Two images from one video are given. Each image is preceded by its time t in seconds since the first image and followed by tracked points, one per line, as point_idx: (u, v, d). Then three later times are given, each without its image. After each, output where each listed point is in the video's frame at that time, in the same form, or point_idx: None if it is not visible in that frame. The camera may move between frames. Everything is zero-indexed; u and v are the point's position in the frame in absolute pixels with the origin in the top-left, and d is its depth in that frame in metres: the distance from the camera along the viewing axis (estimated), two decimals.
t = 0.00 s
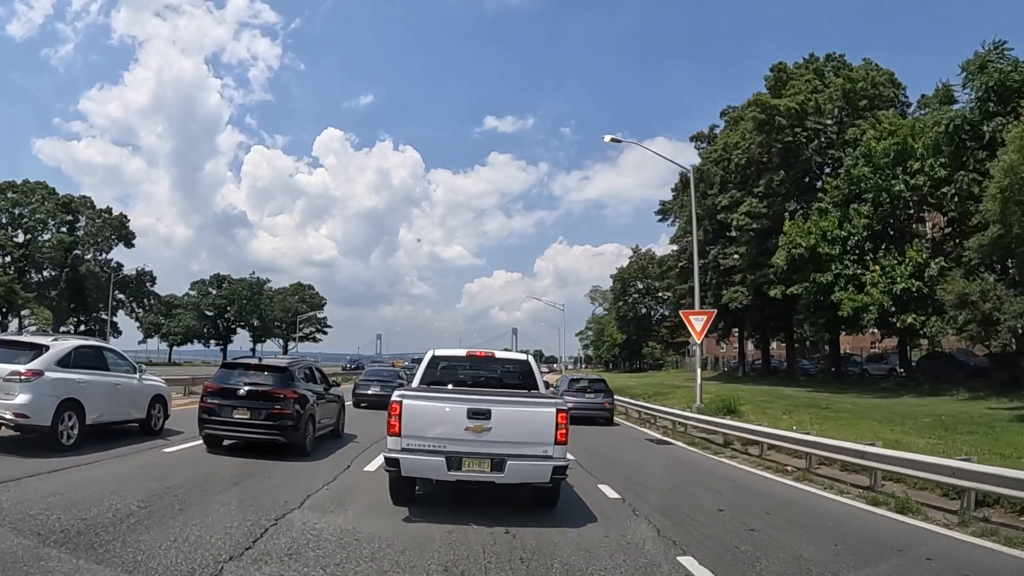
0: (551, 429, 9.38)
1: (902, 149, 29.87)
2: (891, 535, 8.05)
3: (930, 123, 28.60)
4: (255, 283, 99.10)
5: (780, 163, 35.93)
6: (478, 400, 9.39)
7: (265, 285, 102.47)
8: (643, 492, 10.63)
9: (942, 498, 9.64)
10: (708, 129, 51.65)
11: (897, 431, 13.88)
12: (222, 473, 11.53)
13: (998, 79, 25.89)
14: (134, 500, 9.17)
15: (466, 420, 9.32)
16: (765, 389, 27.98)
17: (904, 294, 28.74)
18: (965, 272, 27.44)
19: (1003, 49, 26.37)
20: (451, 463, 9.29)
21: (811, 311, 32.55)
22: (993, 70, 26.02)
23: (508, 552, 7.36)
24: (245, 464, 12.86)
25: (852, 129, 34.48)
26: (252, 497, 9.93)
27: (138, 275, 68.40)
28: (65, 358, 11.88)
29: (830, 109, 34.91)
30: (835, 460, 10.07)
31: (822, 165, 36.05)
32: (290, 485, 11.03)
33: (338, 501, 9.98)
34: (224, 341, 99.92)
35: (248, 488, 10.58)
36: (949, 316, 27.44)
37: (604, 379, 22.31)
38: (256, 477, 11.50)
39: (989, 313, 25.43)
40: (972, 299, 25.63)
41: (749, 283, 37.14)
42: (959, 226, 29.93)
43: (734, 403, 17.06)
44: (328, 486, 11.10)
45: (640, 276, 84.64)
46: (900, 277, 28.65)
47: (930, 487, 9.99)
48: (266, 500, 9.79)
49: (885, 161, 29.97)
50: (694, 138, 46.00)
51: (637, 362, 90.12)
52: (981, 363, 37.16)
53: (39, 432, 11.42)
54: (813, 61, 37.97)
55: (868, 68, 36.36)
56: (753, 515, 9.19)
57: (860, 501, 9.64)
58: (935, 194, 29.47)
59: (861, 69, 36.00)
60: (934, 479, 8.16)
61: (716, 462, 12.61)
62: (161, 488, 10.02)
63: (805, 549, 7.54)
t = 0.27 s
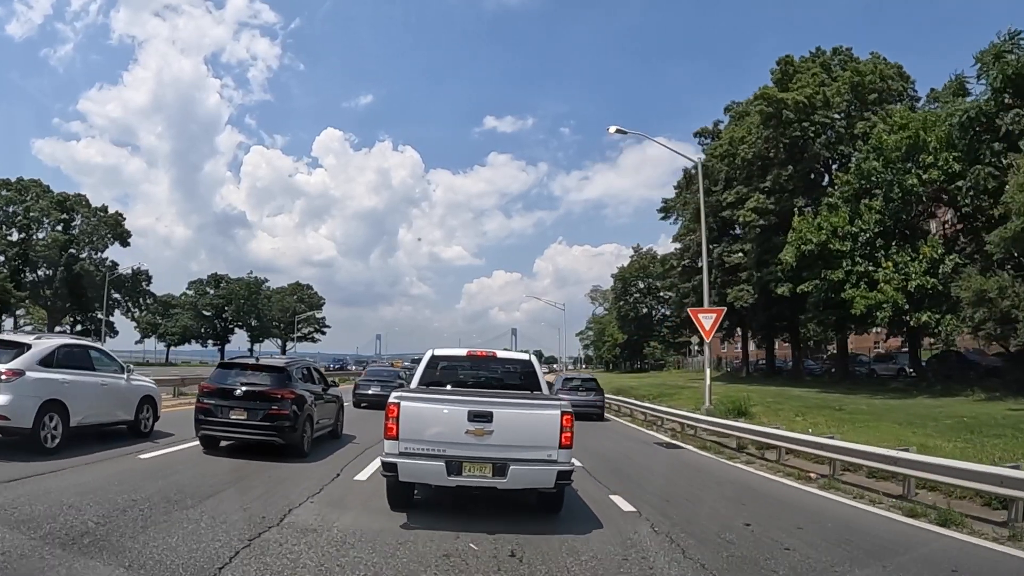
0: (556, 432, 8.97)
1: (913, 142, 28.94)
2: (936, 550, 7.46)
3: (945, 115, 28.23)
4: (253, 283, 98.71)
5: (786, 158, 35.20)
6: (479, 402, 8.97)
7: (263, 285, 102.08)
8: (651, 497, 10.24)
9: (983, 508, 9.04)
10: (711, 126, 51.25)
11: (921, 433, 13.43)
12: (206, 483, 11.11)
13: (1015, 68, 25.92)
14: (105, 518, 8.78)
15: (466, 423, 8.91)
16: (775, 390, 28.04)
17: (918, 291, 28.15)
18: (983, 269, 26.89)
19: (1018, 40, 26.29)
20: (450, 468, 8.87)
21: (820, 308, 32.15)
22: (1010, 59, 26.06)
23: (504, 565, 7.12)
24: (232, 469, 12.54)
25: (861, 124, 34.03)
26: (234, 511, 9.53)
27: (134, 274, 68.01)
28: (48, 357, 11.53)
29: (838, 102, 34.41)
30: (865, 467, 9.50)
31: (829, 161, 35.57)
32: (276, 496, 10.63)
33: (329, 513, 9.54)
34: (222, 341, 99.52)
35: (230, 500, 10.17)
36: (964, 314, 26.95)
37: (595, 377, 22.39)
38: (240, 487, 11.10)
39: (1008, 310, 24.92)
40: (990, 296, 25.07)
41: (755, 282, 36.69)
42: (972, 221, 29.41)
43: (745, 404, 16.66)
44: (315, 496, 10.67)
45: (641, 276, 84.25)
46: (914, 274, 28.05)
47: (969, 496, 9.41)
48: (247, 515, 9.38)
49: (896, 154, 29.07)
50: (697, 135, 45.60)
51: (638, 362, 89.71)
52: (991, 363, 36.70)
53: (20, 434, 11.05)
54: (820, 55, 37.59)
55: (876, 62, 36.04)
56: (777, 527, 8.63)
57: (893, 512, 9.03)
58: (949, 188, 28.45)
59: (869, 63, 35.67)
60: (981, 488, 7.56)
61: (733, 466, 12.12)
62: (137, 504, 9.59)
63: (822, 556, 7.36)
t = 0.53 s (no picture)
0: (561, 435, 8.59)
1: (925, 136, 28.32)
2: (979, 561, 6.89)
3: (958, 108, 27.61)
4: (251, 283, 98.33)
5: (792, 154, 35.33)
6: (480, 403, 8.59)
7: (261, 285, 101.70)
8: (653, 499, 9.94)
9: None
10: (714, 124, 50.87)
11: (943, 437, 13.04)
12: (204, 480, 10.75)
13: None
14: (100, 513, 8.41)
15: (467, 425, 8.52)
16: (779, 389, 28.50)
17: (933, 288, 27.72)
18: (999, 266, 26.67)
19: None
20: (451, 472, 8.48)
21: (829, 306, 31.80)
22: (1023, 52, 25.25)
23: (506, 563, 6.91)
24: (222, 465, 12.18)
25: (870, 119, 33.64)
26: (233, 508, 9.14)
27: (129, 274, 67.62)
28: (32, 357, 11.22)
29: (847, 96, 34.09)
30: (892, 473, 9.01)
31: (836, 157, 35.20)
32: (276, 493, 10.26)
33: (330, 513, 9.15)
34: (220, 341, 99.13)
35: (230, 497, 9.78)
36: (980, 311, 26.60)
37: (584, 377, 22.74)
38: (240, 484, 10.72)
39: None
40: (1008, 293, 24.57)
41: (761, 279, 36.37)
42: (986, 215, 29.01)
43: (756, 406, 16.31)
44: (317, 494, 10.29)
45: (642, 276, 83.87)
46: (928, 270, 27.77)
47: (1010, 505, 8.78)
48: (247, 512, 8.99)
49: (907, 149, 28.55)
50: (700, 131, 45.23)
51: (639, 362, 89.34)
52: (1001, 362, 36.27)
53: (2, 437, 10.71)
54: (827, 48, 37.28)
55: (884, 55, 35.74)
56: (801, 529, 8.14)
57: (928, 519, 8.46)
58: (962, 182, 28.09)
59: (877, 56, 35.36)
60: None
61: (751, 471, 11.73)
62: (133, 499, 9.21)
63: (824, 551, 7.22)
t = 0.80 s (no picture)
0: (566, 438, 8.24)
1: (937, 130, 27.76)
2: None
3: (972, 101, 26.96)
4: (249, 283, 98.01)
5: (798, 150, 34.89)
6: (482, 405, 8.25)
7: (259, 285, 101.39)
8: (656, 501, 9.74)
9: None
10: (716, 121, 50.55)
11: (967, 440, 12.67)
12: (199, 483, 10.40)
13: None
14: (95, 518, 8.07)
15: (469, 428, 8.18)
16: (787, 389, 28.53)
17: (947, 285, 27.03)
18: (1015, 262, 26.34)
19: None
20: (451, 476, 8.13)
21: (837, 303, 31.52)
22: None
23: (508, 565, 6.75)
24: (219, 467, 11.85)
25: (879, 115, 33.41)
26: (230, 511, 8.82)
27: (126, 273, 67.28)
28: (17, 357, 10.94)
29: (853, 90, 33.85)
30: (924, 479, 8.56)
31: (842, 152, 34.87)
32: (273, 494, 9.92)
33: (331, 516, 8.82)
34: (218, 341, 98.79)
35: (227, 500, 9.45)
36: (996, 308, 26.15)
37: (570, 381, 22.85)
38: (237, 486, 10.39)
39: None
40: None
41: (768, 278, 35.99)
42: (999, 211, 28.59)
43: (767, 407, 15.98)
44: (316, 495, 9.96)
45: (642, 275, 83.53)
46: (941, 266, 26.95)
47: None
48: (245, 514, 8.66)
49: (919, 143, 27.96)
50: (704, 127, 44.94)
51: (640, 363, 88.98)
52: (1011, 361, 35.90)
53: None
54: (834, 42, 37.07)
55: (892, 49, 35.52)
56: (823, 534, 7.76)
57: (946, 526, 8.06)
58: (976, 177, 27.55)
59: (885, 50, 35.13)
60: None
61: (767, 477, 11.26)
62: (129, 504, 8.87)
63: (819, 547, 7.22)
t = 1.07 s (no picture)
0: (570, 442, 7.91)
1: (948, 124, 27.55)
2: None
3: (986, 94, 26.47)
4: (247, 283, 97.67)
5: (804, 146, 34.90)
6: (484, 407, 7.91)
7: (257, 285, 101.04)
8: (652, 502, 9.84)
9: None
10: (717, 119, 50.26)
11: (991, 443, 12.33)
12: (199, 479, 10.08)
13: None
14: (92, 513, 7.70)
15: (471, 431, 7.84)
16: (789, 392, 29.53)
17: (960, 283, 26.57)
18: None
19: None
20: (451, 481, 7.80)
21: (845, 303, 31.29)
22: None
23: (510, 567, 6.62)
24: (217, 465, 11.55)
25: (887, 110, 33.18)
26: (232, 506, 8.49)
27: (122, 272, 66.95)
28: (5, 357, 10.65)
29: (861, 84, 33.63)
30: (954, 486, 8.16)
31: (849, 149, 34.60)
32: (272, 490, 9.61)
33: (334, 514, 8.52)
34: (216, 341, 98.44)
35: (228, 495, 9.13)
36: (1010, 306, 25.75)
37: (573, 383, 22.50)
38: (238, 481, 10.08)
39: None
40: None
41: (773, 276, 35.76)
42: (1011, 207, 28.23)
43: (779, 409, 15.65)
44: (318, 492, 9.66)
45: (643, 275, 83.34)
46: (955, 262, 26.50)
47: None
48: (247, 510, 8.35)
49: (930, 137, 27.60)
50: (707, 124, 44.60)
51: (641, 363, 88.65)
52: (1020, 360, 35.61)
53: None
54: (840, 36, 36.91)
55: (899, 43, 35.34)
56: (849, 547, 7.43)
57: (979, 537, 7.67)
58: (988, 173, 27.15)
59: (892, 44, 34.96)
60: None
61: (781, 483, 10.88)
62: (129, 498, 8.50)
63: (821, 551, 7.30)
